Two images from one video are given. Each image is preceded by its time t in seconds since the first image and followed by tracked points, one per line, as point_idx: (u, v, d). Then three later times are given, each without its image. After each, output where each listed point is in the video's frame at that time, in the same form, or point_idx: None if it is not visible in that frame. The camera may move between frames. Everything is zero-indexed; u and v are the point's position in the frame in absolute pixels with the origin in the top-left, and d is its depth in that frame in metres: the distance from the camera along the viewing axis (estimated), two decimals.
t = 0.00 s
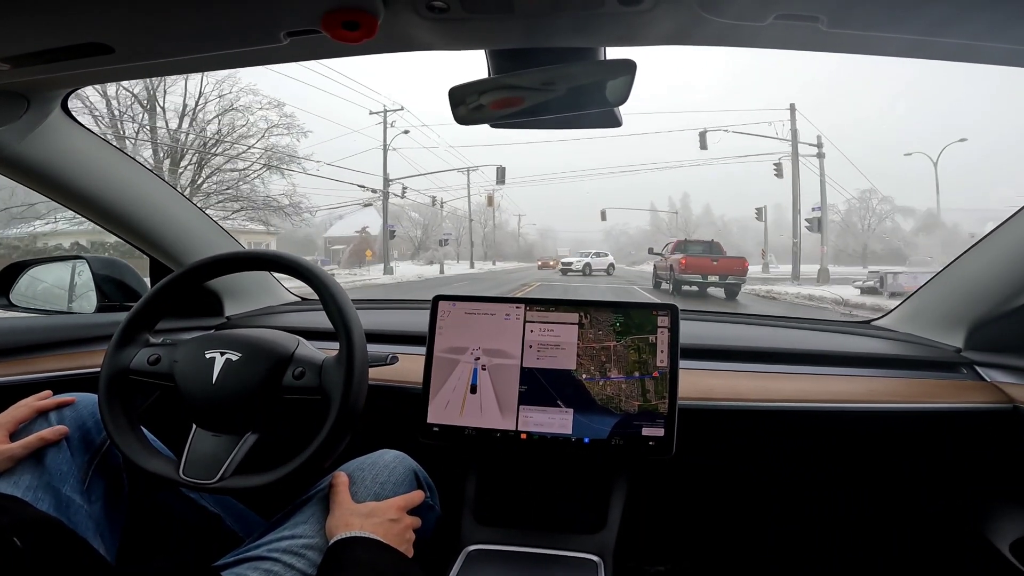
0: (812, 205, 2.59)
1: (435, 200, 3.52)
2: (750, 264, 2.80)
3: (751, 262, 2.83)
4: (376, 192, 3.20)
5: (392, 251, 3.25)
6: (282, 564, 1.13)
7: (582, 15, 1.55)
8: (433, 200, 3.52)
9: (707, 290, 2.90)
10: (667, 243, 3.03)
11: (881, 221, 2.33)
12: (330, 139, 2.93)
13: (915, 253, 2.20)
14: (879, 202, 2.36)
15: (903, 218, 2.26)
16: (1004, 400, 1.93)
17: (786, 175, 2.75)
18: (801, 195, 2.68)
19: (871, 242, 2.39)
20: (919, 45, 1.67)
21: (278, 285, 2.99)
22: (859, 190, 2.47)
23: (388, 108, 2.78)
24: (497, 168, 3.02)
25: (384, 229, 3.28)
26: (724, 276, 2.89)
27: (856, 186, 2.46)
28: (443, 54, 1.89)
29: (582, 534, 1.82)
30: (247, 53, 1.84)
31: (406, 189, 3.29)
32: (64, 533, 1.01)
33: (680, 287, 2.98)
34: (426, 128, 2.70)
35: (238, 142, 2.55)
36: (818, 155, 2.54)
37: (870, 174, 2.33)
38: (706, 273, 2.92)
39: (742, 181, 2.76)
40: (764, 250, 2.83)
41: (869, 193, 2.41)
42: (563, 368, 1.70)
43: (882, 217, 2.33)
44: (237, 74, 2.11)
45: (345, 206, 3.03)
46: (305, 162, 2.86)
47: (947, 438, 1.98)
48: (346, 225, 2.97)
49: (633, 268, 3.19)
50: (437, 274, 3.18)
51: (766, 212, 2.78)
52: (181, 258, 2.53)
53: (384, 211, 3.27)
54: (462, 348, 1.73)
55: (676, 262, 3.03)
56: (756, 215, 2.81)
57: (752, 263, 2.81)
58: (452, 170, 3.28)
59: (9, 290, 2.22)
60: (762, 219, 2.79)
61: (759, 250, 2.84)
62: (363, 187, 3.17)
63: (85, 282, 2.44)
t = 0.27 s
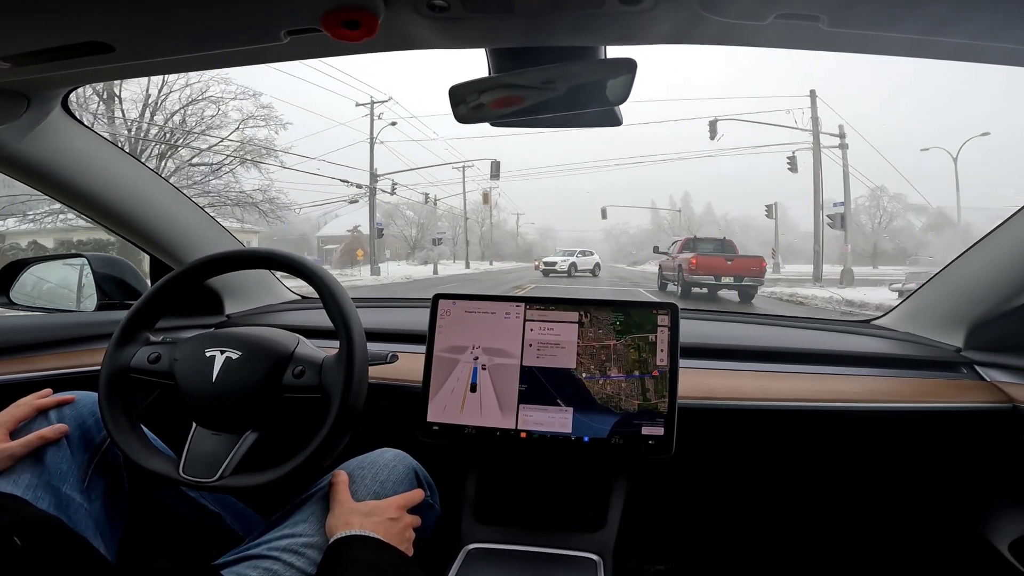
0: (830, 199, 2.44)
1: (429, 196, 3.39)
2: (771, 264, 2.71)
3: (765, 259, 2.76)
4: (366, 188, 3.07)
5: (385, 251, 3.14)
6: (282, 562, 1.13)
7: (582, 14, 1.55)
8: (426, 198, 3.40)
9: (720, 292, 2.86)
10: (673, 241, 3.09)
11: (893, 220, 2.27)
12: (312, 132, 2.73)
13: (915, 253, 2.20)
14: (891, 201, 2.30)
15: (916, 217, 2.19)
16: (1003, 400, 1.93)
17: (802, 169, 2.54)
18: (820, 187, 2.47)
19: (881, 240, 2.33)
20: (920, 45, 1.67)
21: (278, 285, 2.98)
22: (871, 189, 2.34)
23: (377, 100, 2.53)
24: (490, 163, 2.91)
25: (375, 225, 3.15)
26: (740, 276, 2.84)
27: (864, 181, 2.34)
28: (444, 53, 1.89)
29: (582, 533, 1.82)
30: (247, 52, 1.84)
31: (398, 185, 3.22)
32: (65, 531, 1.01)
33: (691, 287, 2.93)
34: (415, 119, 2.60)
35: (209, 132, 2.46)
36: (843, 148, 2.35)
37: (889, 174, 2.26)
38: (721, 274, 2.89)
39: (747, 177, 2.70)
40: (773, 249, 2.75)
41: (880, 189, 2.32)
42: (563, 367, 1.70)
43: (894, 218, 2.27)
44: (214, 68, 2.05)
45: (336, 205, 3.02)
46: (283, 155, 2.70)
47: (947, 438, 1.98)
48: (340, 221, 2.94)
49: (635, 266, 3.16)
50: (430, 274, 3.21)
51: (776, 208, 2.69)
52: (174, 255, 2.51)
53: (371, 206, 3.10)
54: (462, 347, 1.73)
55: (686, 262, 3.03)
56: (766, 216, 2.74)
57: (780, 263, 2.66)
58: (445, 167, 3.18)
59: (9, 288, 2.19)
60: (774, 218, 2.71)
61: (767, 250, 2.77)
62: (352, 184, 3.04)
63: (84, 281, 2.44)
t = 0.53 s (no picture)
0: (855, 194, 2.35)
1: (420, 193, 3.24)
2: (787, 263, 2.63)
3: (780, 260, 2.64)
4: (353, 184, 3.19)
5: (379, 250, 3.18)
6: (283, 561, 1.13)
7: (582, 13, 1.55)
8: (417, 194, 3.24)
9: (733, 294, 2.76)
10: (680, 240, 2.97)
11: (904, 219, 2.23)
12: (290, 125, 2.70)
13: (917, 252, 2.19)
14: (902, 199, 2.25)
15: (927, 214, 2.18)
16: (1003, 399, 1.93)
17: (817, 164, 2.41)
18: (846, 181, 2.36)
19: (892, 240, 2.28)
20: (920, 44, 1.67)
21: (278, 284, 2.98)
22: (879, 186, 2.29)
23: (363, 91, 2.39)
24: (484, 158, 2.87)
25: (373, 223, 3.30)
26: (756, 277, 2.72)
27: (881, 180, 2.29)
28: (444, 52, 1.89)
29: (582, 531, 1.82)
30: (247, 51, 1.85)
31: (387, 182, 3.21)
32: (65, 530, 1.01)
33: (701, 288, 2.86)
34: (404, 110, 2.59)
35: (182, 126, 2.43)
36: (870, 141, 2.27)
37: (924, 174, 2.19)
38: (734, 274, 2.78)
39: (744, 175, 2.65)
40: (785, 249, 2.64)
41: (890, 187, 2.28)
42: (563, 366, 1.70)
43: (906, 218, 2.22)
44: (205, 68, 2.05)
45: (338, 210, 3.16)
46: (258, 148, 2.69)
47: (946, 437, 1.98)
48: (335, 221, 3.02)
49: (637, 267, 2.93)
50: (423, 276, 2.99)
51: (786, 206, 2.61)
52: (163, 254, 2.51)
53: (357, 203, 3.24)
54: (462, 346, 1.73)
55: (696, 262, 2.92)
56: (775, 215, 2.67)
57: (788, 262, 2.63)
58: (439, 163, 3.15)
59: (9, 286, 2.19)
60: (785, 217, 2.62)
61: (778, 249, 2.67)
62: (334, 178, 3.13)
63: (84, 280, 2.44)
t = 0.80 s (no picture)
0: (879, 190, 2.31)
1: (415, 190, 3.27)
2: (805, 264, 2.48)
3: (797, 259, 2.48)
4: (338, 179, 3.10)
5: (371, 250, 3.05)
6: (283, 561, 1.13)
7: (582, 13, 1.55)
8: (411, 192, 3.28)
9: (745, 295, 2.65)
10: (688, 239, 2.85)
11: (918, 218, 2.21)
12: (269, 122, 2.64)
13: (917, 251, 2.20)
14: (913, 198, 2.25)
15: (938, 213, 2.16)
16: (1003, 399, 1.93)
17: (834, 157, 2.40)
18: (874, 176, 2.31)
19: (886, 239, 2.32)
20: (922, 44, 1.67)
21: (278, 284, 2.98)
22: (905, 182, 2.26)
23: (349, 83, 2.27)
24: (477, 151, 2.82)
25: (365, 224, 3.17)
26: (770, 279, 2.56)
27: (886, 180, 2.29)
28: (444, 53, 1.89)
29: (582, 532, 1.82)
30: (248, 51, 1.85)
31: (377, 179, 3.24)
32: (66, 530, 1.00)
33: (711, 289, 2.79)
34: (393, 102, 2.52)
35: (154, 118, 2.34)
36: (897, 131, 2.23)
37: (967, 167, 2.10)
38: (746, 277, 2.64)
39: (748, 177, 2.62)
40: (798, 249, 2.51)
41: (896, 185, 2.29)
42: (563, 366, 1.70)
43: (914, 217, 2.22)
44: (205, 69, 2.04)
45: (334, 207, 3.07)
46: (232, 141, 2.64)
47: (946, 437, 1.98)
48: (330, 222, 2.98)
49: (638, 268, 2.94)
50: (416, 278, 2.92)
51: (797, 203, 2.56)
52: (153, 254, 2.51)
53: (343, 199, 3.11)
54: (462, 346, 1.73)
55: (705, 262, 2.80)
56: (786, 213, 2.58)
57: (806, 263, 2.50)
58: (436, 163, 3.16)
59: (9, 285, 2.21)
60: (797, 213, 2.55)
61: (794, 249, 2.52)
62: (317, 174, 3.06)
63: (84, 280, 2.44)
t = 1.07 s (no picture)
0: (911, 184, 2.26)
1: (406, 187, 3.25)
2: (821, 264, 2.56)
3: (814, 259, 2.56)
4: (321, 173, 2.99)
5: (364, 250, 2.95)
6: (283, 562, 1.13)
7: (582, 14, 1.55)
8: (402, 188, 3.27)
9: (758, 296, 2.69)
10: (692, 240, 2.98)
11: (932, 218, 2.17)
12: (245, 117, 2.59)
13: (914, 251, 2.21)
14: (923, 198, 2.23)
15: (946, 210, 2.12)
16: (1003, 400, 1.93)
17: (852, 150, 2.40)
18: (906, 168, 2.26)
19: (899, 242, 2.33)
20: (922, 45, 1.67)
21: (278, 284, 2.98)
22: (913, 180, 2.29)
23: (333, 73, 2.16)
24: (474, 144, 2.71)
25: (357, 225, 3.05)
26: (785, 279, 2.65)
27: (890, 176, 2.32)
28: (444, 53, 1.89)
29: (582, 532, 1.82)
30: (247, 52, 1.85)
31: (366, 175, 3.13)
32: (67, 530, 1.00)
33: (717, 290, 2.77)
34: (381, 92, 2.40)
35: (118, 110, 2.24)
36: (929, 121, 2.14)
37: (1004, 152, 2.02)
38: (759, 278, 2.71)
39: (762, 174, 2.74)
40: (809, 245, 2.57)
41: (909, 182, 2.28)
42: (563, 367, 1.70)
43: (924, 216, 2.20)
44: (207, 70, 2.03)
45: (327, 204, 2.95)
46: (204, 133, 2.56)
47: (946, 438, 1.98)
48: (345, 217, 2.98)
49: (638, 267, 2.97)
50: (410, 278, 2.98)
51: (811, 198, 2.60)
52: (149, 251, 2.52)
53: (329, 195, 2.97)
54: (462, 347, 1.73)
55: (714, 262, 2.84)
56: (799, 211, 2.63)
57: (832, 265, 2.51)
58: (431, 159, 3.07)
59: (9, 286, 2.21)
60: (809, 210, 2.60)
61: (805, 248, 2.59)
62: (297, 169, 2.94)
63: (85, 281, 2.47)
